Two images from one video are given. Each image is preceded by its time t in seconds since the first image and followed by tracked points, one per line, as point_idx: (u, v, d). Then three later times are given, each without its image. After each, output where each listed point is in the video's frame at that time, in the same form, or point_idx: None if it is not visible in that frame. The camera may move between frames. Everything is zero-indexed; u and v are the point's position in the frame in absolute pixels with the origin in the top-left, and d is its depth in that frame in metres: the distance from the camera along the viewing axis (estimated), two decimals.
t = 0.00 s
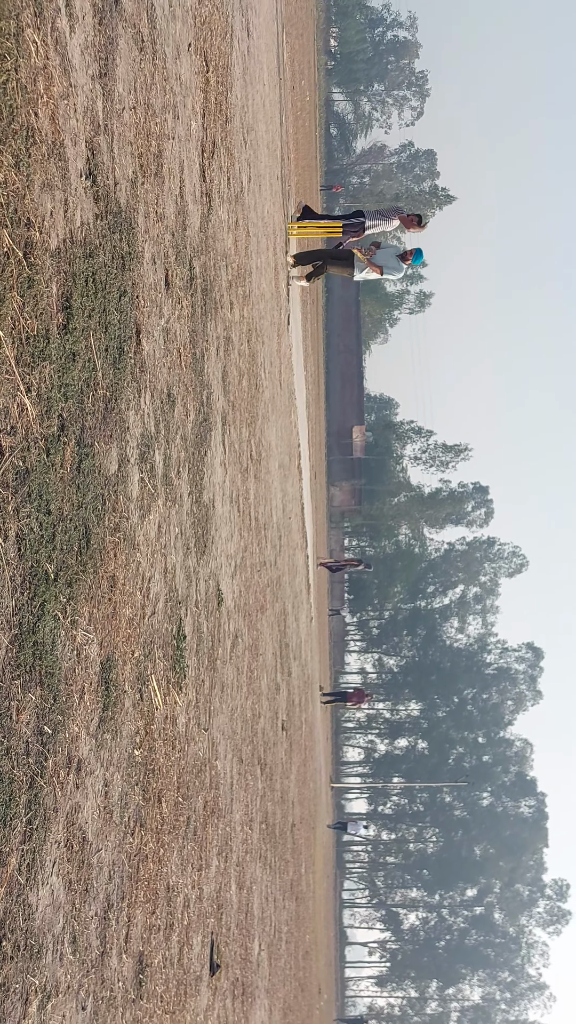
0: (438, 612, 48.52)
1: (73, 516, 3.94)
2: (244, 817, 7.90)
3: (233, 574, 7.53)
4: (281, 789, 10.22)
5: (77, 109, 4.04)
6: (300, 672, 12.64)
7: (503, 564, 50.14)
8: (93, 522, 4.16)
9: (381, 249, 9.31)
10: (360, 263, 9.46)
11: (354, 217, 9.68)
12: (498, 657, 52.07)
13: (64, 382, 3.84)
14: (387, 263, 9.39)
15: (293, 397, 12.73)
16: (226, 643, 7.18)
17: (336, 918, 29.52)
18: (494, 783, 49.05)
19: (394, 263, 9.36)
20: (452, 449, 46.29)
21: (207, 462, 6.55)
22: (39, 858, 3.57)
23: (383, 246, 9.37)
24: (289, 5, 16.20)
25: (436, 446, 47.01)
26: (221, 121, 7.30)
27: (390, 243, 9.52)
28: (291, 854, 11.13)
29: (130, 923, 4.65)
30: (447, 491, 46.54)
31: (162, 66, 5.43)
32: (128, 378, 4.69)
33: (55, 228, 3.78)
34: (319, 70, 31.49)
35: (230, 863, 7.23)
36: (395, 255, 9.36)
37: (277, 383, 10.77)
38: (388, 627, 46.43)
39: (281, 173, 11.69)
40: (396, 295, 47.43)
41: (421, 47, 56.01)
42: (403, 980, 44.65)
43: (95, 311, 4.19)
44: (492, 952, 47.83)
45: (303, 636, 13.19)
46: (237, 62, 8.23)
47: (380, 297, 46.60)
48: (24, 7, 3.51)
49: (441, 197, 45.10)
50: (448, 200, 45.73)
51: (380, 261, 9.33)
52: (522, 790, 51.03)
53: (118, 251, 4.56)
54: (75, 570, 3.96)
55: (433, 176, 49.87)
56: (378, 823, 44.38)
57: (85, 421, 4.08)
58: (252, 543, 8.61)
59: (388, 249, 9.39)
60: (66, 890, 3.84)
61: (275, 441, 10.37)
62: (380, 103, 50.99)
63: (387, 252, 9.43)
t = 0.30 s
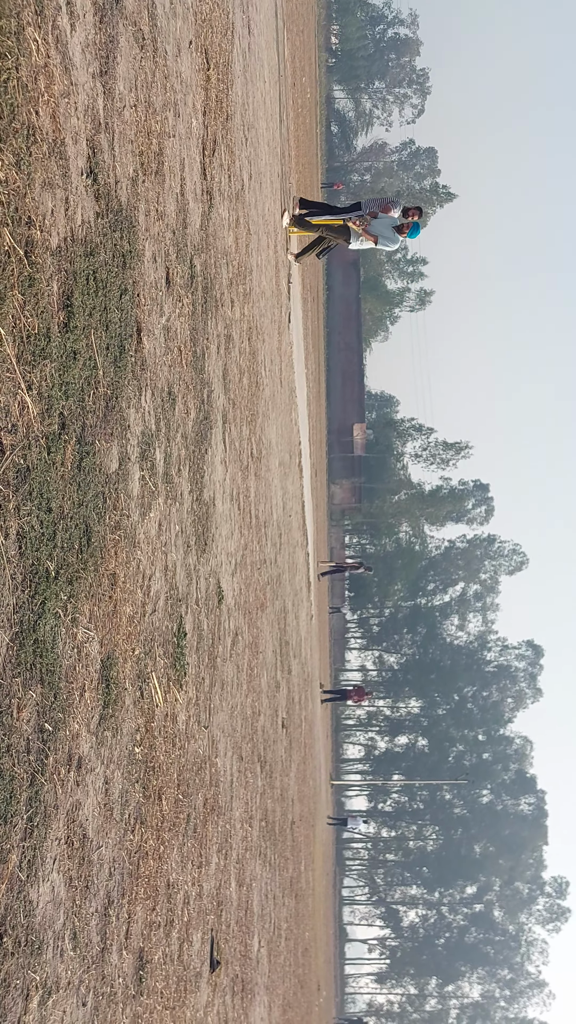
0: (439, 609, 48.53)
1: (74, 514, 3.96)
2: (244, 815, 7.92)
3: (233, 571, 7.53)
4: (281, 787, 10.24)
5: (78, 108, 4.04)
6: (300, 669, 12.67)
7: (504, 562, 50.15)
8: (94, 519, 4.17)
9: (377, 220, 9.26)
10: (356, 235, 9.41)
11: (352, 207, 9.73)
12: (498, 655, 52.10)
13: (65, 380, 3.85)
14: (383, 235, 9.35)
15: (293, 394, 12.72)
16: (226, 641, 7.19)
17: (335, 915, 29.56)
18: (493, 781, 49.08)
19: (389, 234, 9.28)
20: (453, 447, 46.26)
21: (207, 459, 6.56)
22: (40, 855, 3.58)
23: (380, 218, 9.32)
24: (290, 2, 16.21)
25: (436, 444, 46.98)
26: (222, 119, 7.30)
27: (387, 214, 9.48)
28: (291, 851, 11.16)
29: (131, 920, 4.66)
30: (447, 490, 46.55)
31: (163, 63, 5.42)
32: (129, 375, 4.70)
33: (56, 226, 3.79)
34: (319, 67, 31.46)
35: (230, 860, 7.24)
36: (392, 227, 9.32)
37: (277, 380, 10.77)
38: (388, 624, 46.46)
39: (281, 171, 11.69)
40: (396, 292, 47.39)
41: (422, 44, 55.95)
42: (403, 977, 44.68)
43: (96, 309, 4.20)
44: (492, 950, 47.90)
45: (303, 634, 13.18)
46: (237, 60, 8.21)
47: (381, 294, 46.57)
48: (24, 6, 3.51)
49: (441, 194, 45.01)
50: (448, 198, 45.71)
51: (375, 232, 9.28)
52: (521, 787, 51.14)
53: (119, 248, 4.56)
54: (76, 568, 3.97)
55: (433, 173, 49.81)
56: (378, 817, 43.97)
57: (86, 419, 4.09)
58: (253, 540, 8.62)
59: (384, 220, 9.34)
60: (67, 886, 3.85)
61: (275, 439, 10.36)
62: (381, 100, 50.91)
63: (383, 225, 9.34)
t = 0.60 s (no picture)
0: (440, 608, 48.50)
1: (74, 515, 3.96)
2: (247, 815, 7.92)
3: (234, 571, 7.53)
4: (284, 787, 10.24)
5: (75, 110, 4.05)
6: (302, 669, 12.68)
7: (504, 560, 50.15)
8: (94, 521, 4.18)
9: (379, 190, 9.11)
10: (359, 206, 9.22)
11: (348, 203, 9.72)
12: (500, 653, 52.06)
13: (64, 381, 3.86)
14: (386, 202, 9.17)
15: (293, 394, 12.72)
16: (227, 641, 7.20)
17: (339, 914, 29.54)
18: (496, 779, 49.07)
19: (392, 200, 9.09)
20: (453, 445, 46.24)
21: (208, 459, 6.56)
22: (42, 856, 3.58)
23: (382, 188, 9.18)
24: (288, 2, 16.21)
25: (436, 443, 46.96)
26: (220, 119, 7.30)
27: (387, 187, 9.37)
28: (293, 851, 11.15)
29: (133, 921, 4.67)
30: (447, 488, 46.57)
31: (160, 65, 5.43)
32: (129, 377, 4.71)
33: (55, 229, 3.79)
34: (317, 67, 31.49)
35: (232, 860, 7.25)
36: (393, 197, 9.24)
37: (277, 380, 10.76)
38: (390, 623, 46.44)
39: (280, 170, 11.69)
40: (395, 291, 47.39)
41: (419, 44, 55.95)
42: (407, 976, 44.65)
43: (94, 311, 4.20)
44: (495, 948, 47.89)
45: (304, 633, 13.18)
46: (235, 60, 8.21)
47: (380, 293, 46.55)
48: (21, 8, 3.51)
49: (440, 193, 45.00)
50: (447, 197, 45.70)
51: (378, 202, 9.18)
52: (524, 785, 51.10)
53: (118, 249, 4.56)
54: (76, 569, 3.97)
55: (432, 172, 49.79)
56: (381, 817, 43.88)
57: (85, 420, 4.09)
58: (254, 540, 8.62)
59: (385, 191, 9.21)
60: (69, 887, 3.85)
61: (275, 438, 10.36)
62: (379, 99, 50.91)
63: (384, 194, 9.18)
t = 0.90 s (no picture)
0: (440, 608, 48.48)
1: (75, 513, 3.95)
2: (247, 814, 7.91)
3: (234, 570, 7.53)
4: (283, 787, 10.22)
5: (77, 106, 4.04)
6: (302, 669, 12.67)
7: (505, 561, 50.14)
8: (95, 518, 4.17)
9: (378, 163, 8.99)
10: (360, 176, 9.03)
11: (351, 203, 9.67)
12: (500, 653, 52.02)
13: (65, 379, 3.85)
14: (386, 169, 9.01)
15: (294, 394, 12.70)
16: (227, 640, 7.19)
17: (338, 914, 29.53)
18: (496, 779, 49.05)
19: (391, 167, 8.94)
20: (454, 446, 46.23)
21: (208, 458, 6.55)
22: (42, 854, 3.58)
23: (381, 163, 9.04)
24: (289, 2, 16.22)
25: (436, 443, 46.94)
26: (221, 118, 7.30)
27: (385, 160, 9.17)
28: (293, 852, 11.13)
29: (134, 920, 4.66)
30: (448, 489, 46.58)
31: (162, 62, 5.42)
32: (130, 375, 4.70)
33: (56, 225, 3.78)
34: (319, 67, 31.53)
35: (232, 859, 7.24)
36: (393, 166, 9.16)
37: (278, 380, 10.75)
38: (390, 623, 46.40)
39: (281, 169, 11.69)
40: (396, 291, 47.38)
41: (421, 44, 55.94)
42: (406, 977, 44.61)
43: (96, 308, 4.19)
44: (495, 948, 47.85)
45: (304, 633, 13.17)
46: (237, 59, 8.21)
47: (380, 293, 46.53)
48: (23, 4, 3.50)
49: (441, 193, 45.02)
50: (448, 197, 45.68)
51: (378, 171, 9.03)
52: (524, 786, 51.09)
53: (119, 247, 4.55)
54: (77, 568, 3.96)
55: (433, 172, 49.76)
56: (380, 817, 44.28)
57: (87, 418, 4.09)
58: (254, 540, 8.61)
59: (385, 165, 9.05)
60: (69, 885, 3.84)
61: (276, 438, 10.36)
62: (380, 99, 50.92)
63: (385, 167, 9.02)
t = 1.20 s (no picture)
0: (441, 606, 48.49)
1: (71, 516, 3.95)
2: (251, 815, 7.91)
3: (233, 572, 7.53)
4: (288, 787, 10.23)
5: (64, 111, 4.05)
6: (304, 669, 12.68)
7: (505, 557, 50.16)
8: (91, 521, 4.17)
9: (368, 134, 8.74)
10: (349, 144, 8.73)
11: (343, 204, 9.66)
12: (502, 649, 52.01)
13: (58, 382, 3.85)
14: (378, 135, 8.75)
15: (289, 394, 12.72)
16: (228, 642, 7.19)
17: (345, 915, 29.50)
18: (500, 776, 49.04)
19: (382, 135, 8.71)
20: (451, 444, 46.28)
21: (204, 460, 6.55)
22: (45, 857, 3.57)
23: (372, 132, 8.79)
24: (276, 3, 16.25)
25: (434, 441, 46.98)
26: (210, 119, 7.30)
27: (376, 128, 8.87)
28: (299, 852, 11.14)
29: (138, 923, 4.65)
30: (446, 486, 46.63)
31: (149, 65, 5.42)
32: (123, 377, 4.70)
33: (45, 229, 3.78)
34: (307, 68, 31.56)
35: (237, 861, 7.24)
36: (385, 123, 8.76)
37: (273, 381, 10.78)
38: (391, 622, 46.37)
39: (272, 171, 11.70)
40: (390, 291, 47.44)
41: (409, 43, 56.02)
42: (415, 975, 44.60)
43: (87, 311, 4.20)
44: (503, 945, 47.83)
45: (305, 633, 13.19)
46: (225, 62, 8.22)
47: (375, 293, 46.57)
48: (7, 9, 3.50)
49: (433, 192, 45.08)
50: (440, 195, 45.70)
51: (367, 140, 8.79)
52: (529, 782, 51.13)
53: (109, 250, 4.55)
54: (74, 571, 3.96)
55: (424, 171, 49.82)
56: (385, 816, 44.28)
57: (81, 421, 4.09)
58: (252, 541, 8.61)
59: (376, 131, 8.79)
60: (73, 889, 3.84)
61: (272, 438, 10.38)
62: (370, 100, 50.99)
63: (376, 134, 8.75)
